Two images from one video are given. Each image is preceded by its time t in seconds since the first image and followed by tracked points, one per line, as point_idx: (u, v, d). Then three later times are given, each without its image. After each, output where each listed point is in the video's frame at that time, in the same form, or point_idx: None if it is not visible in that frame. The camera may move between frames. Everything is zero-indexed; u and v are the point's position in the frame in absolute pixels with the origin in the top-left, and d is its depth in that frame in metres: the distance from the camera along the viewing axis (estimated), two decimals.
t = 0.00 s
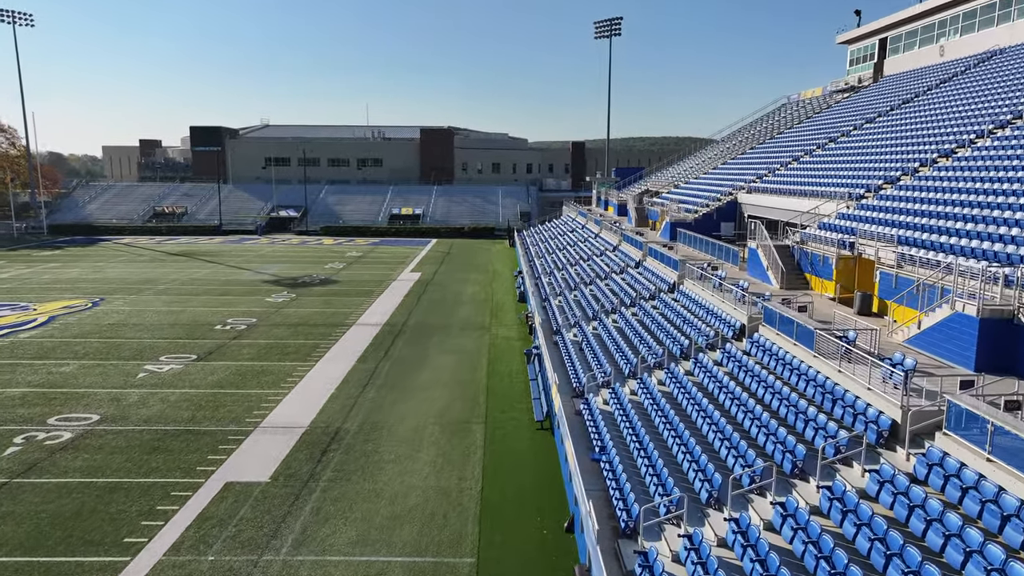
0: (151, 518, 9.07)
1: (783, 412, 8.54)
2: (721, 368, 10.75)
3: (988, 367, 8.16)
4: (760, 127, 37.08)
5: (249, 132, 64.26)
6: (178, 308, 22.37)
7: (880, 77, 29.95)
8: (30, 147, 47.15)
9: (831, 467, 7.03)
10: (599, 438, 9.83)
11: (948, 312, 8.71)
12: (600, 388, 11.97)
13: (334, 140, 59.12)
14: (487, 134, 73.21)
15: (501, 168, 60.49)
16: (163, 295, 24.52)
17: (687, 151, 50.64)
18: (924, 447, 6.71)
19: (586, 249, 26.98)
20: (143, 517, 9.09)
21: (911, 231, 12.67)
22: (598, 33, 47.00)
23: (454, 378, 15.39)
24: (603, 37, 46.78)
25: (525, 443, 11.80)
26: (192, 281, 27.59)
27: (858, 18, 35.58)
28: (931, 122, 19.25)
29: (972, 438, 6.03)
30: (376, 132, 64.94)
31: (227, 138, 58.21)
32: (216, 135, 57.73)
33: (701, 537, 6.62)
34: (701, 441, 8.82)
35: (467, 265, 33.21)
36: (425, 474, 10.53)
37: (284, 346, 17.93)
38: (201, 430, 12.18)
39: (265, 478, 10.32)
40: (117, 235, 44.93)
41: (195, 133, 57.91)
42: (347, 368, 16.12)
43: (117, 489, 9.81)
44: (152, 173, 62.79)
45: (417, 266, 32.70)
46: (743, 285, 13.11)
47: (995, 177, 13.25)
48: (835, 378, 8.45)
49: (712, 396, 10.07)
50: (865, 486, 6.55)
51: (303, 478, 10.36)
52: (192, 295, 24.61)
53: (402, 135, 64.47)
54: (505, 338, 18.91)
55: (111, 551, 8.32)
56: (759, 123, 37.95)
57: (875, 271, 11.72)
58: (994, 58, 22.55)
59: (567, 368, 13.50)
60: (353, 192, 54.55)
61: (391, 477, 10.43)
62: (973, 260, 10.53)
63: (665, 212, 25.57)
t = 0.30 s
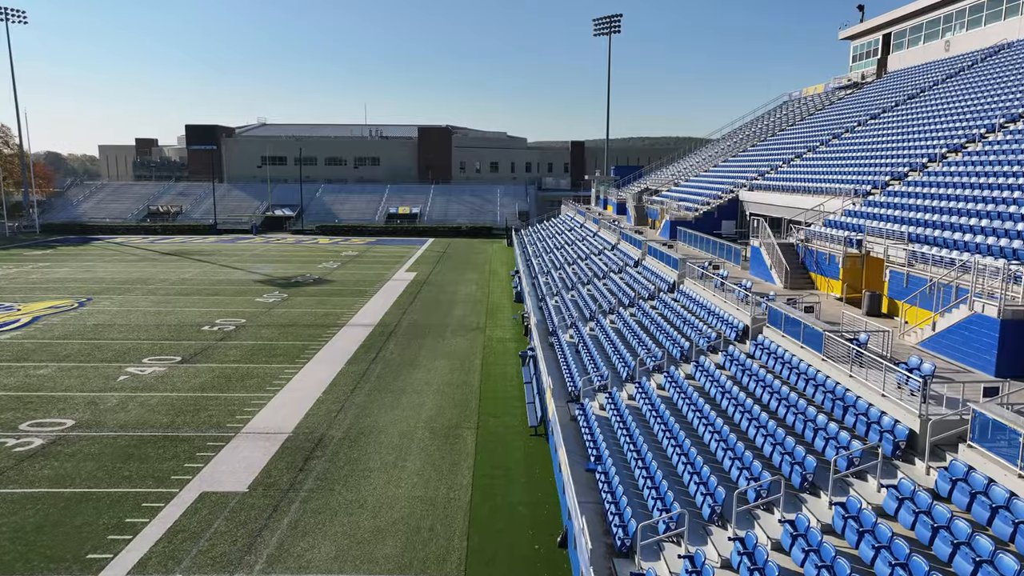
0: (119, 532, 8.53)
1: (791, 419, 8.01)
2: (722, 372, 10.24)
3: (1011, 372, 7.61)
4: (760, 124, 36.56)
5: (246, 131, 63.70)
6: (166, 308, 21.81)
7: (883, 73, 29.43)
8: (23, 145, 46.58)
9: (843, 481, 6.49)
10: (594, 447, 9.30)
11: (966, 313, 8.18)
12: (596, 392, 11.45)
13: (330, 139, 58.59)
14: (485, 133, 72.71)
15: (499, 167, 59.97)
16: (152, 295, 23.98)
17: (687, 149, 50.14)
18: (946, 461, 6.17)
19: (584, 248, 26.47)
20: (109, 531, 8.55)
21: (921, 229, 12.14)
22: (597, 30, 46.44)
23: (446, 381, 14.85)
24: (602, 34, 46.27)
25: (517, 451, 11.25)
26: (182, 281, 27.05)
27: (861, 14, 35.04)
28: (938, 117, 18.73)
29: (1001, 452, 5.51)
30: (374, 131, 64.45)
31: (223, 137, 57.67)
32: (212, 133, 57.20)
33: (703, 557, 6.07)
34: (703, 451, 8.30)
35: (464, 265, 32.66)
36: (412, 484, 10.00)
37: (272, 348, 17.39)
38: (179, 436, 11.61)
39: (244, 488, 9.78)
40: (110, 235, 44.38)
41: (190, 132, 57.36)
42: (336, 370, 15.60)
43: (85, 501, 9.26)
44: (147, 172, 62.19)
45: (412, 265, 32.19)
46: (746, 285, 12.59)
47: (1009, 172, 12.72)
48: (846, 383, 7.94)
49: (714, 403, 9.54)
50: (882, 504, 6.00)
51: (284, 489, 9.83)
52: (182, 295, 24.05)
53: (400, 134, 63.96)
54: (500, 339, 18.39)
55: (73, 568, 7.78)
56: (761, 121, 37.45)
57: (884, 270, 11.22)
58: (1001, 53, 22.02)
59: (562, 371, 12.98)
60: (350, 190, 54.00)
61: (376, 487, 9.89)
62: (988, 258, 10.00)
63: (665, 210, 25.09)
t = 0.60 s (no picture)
0: (82, 548, 7.98)
1: (800, 427, 7.49)
2: (726, 376, 9.71)
3: None
4: (762, 122, 36.05)
5: (242, 130, 63.18)
6: (153, 308, 21.26)
7: (887, 69, 28.93)
8: (15, 144, 46.02)
9: (859, 497, 5.95)
10: (590, 456, 8.76)
11: (988, 313, 7.64)
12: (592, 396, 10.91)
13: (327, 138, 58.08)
14: (484, 133, 72.21)
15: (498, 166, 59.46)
16: (140, 294, 23.45)
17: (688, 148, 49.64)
18: (974, 475, 5.62)
19: (582, 247, 25.95)
20: (71, 547, 8.00)
21: (934, 225, 11.60)
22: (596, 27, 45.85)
23: (438, 384, 14.32)
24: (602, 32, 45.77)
25: (510, 458, 10.72)
26: (173, 281, 26.52)
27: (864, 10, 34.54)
28: (946, 112, 18.21)
29: None
30: (371, 129, 63.94)
31: (219, 136, 57.15)
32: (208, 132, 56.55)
33: None
34: (707, 463, 7.77)
35: (460, 264, 32.11)
36: (397, 494, 9.46)
37: (260, 349, 16.85)
38: (155, 442, 11.05)
39: (219, 499, 9.24)
40: (104, 234, 43.85)
41: (185, 130, 56.65)
42: (325, 372, 15.06)
43: (48, 514, 8.71)
44: (143, 171, 61.64)
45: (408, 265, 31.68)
46: (749, 284, 12.08)
47: None
48: (860, 389, 7.39)
49: (718, 410, 9.01)
50: (904, 524, 5.42)
51: (262, 499, 9.28)
52: (171, 295, 23.52)
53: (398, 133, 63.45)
54: (495, 340, 17.87)
55: None
56: (762, 118, 36.94)
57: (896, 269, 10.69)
58: (1010, 47, 21.51)
59: (558, 374, 12.44)
60: (347, 189, 53.46)
61: (359, 498, 9.35)
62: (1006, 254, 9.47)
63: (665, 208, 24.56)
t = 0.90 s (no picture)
0: (40, 564, 7.44)
1: (812, 436, 6.97)
2: (730, 380, 9.19)
3: None
4: (763, 118, 35.51)
5: (239, 128, 62.58)
6: (140, 308, 20.71)
7: (891, 64, 28.39)
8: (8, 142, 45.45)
9: (880, 514, 5.42)
10: (586, 465, 8.23)
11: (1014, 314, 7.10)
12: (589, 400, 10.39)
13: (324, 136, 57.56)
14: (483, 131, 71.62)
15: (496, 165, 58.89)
16: (128, 294, 22.91)
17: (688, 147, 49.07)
18: (1008, 491, 5.10)
19: (581, 245, 25.44)
20: (29, 563, 7.45)
21: (947, 220, 11.08)
22: (596, 23, 45.27)
23: (430, 386, 13.79)
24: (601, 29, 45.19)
25: (503, 465, 10.19)
26: (163, 280, 25.98)
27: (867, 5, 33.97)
28: (955, 106, 17.68)
29: None
30: (369, 128, 63.37)
31: (215, 134, 56.60)
32: (204, 130, 55.87)
33: None
34: (712, 475, 7.25)
35: (457, 263, 31.58)
36: (382, 505, 8.92)
37: (247, 350, 16.31)
38: (129, 448, 10.50)
39: (192, 509, 8.69)
40: (97, 233, 43.31)
41: (181, 129, 55.92)
42: (313, 374, 14.53)
43: (7, 527, 8.15)
44: (138, 170, 61.07)
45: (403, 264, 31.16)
46: (754, 283, 11.59)
47: None
48: (876, 395, 6.86)
49: (722, 416, 8.49)
50: (931, 547, 4.90)
51: (238, 510, 8.74)
52: (159, 294, 22.97)
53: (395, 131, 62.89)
54: (490, 341, 17.34)
55: None
56: (764, 115, 36.40)
57: (909, 266, 10.17)
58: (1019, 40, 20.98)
59: (554, 376, 11.92)
60: (343, 188, 52.92)
61: (341, 509, 8.82)
62: None
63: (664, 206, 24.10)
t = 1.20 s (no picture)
0: None
1: (827, 445, 6.47)
2: (736, 384, 8.66)
3: None
4: (765, 115, 34.97)
5: (235, 127, 62.04)
6: (127, 307, 20.15)
7: (896, 59, 27.86)
8: None
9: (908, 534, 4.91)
10: (583, 474, 7.69)
11: None
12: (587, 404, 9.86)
13: (321, 134, 57.02)
14: (482, 130, 71.08)
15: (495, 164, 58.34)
16: (114, 293, 22.37)
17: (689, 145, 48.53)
18: None
19: (580, 243, 24.92)
20: None
21: (963, 214, 10.53)
22: (596, 20, 44.67)
23: (422, 388, 13.26)
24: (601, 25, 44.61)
25: (495, 473, 9.65)
26: (152, 279, 25.43)
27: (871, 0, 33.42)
28: (965, 99, 17.15)
29: None
30: (366, 126, 62.84)
31: (211, 132, 56.08)
32: (199, 128, 55.38)
33: None
34: (720, 490, 6.75)
35: (454, 262, 31.05)
36: (365, 516, 8.37)
37: (233, 351, 15.77)
38: (100, 455, 9.94)
39: (163, 521, 8.15)
40: (89, 231, 42.79)
41: (176, 126, 55.40)
42: (300, 376, 14.00)
43: None
44: (133, 168, 60.53)
45: (399, 263, 30.64)
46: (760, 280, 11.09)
47: None
48: (898, 401, 6.35)
49: (730, 423, 7.97)
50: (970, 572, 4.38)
51: (212, 522, 8.20)
52: (147, 294, 22.43)
53: (393, 129, 62.37)
54: (486, 341, 16.80)
55: None
56: (765, 112, 35.87)
57: (924, 262, 9.65)
58: None
59: (550, 378, 11.39)
60: (340, 187, 52.38)
61: (321, 520, 8.28)
62: None
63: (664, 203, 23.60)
